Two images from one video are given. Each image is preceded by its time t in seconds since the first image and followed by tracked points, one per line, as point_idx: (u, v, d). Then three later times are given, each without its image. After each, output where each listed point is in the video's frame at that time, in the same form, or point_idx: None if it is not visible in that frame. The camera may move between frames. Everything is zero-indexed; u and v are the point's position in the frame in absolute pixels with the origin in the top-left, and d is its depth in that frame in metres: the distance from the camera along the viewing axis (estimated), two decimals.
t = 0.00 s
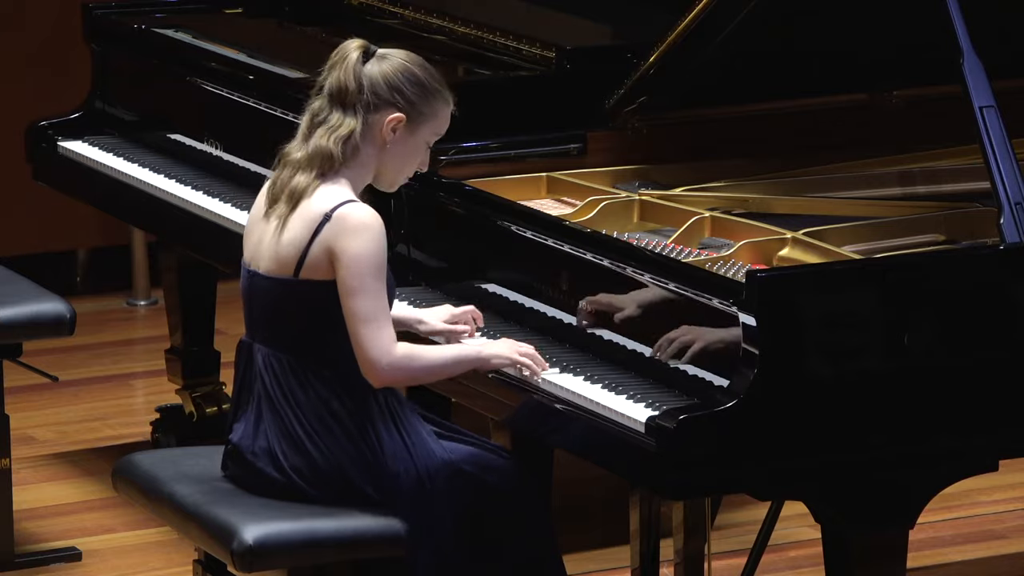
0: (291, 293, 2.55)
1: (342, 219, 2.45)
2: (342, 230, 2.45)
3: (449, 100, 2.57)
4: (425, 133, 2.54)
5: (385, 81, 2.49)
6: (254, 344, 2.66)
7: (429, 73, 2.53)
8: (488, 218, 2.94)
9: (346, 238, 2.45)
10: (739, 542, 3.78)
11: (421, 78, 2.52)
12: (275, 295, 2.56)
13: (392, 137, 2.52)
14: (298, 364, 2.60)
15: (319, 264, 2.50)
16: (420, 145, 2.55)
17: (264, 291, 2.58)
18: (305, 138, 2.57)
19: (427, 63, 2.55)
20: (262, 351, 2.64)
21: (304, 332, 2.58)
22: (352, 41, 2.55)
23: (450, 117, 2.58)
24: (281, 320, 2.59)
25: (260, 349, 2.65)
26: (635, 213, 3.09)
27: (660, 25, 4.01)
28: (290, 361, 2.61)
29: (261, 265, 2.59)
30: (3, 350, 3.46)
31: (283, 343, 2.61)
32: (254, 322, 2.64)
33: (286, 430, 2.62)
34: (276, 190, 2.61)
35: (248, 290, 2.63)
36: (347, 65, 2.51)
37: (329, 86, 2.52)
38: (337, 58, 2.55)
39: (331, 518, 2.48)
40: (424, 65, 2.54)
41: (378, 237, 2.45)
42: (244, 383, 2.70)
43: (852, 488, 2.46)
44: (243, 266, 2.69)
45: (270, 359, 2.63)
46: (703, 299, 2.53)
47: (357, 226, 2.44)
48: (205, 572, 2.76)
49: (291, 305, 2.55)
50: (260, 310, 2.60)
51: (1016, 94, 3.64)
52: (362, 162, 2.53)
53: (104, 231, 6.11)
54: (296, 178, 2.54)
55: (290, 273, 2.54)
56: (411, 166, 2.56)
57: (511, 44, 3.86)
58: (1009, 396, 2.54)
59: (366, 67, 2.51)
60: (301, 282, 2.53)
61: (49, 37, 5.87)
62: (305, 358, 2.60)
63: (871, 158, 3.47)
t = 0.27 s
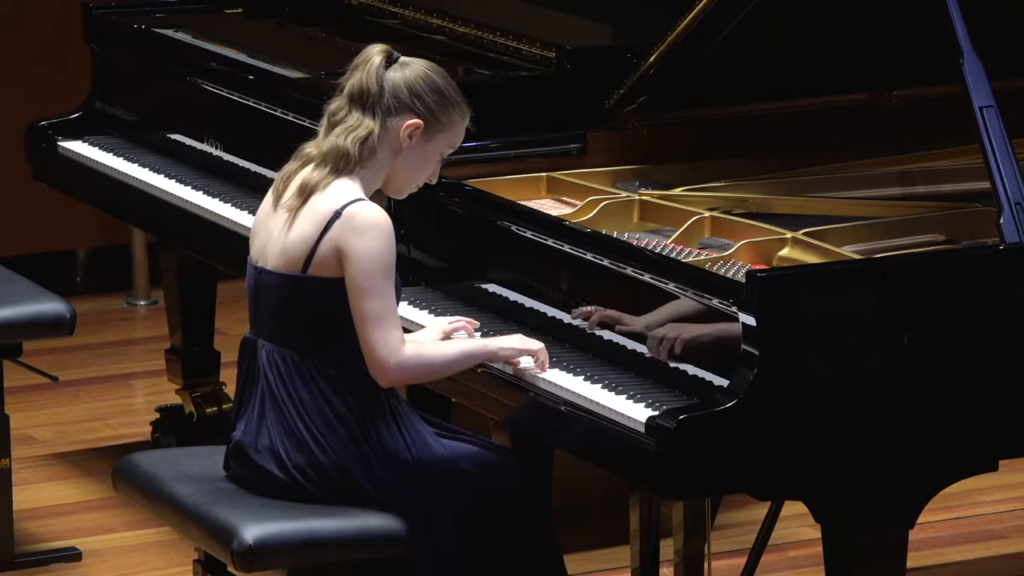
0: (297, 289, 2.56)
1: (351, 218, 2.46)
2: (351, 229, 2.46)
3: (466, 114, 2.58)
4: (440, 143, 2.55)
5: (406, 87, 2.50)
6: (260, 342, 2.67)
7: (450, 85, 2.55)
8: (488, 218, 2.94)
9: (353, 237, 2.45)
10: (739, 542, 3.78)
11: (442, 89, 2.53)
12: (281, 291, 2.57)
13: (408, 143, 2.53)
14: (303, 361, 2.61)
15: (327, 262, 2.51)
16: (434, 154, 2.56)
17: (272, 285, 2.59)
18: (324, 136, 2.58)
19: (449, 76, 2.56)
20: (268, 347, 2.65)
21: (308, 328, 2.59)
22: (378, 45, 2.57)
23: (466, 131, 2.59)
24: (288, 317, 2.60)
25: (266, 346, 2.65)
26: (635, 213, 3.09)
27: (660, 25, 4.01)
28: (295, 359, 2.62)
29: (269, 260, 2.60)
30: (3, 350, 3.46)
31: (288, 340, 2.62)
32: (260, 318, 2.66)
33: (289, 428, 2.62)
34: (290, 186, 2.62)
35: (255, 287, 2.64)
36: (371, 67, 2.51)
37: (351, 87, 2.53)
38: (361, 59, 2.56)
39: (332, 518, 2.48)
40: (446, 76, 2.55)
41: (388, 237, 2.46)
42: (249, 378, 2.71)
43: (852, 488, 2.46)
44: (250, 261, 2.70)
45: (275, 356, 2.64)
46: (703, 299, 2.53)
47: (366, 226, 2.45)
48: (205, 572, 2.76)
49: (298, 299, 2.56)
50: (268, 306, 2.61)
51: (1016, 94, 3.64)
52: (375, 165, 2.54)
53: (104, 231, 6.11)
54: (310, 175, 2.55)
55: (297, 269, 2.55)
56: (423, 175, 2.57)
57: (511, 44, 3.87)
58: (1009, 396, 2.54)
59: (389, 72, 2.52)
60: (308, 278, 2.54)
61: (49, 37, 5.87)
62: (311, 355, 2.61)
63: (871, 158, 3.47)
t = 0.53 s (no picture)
0: (302, 286, 2.57)
1: (359, 218, 2.46)
2: (359, 228, 2.46)
3: (480, 127, 2.58)
4: (452, 155, 2.56)
5: (426, 97, 2.50)
6: (264, 339, 2.67)
7: (468, 100, 2.55)
8: (488, 218, 2.94)
9: (360, 236, 2.46)
10: (739, 542, 3.78)
11: (461, 102, 2.53)
12: (286, 289, 2.58)
13: (421, 152, 2.53)
14: (306, 358, 2.62)
15: (335, 261, 2.52)
16: (444, 165, 2.56)
17: (278, 282, 2.59)
18: (340, 135, 2.58)
19: (468, 89, 2.56)
20: (271, 344, 2.66)
21: (312, 326, 2.60)
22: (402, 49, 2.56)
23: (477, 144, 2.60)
24: (290, 314, 2.60)
25: (270, 342, 2.66)
26: (635, 213, 3.09)
27: (660, 25, 4.01)
28: (298, 356, 2.62)
29: (276, 258, 2.61)
30: (3, 350, 3.46)
31: (292, 337, 2.62)
32: (265, 316, 2.66)
33: (290, 425, 2.62)
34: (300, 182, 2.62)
35: (260, 284, 2.65)
36: (393, 73, 2.51)
37: (373, 89, 2.52)
38: (384, 61, 2.55)
39: (331, 518, 2.48)
40: (466, 89, 2.55)
41: (395, 237, 2.46)
42: (251, 375, 2.72)
43: (852, 488, 2.46)
44: (255, 259, 2.70)
45: (278, 352, 2.64)
46: (703, 299, 2.53)
47: (372, 226, 2.45)
48: (205, 573, 2.76)
49: (303, 297, 2.57)
50: (272, 303, 2.62)
51: (1016, 94, 3.64)
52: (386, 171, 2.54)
53: (104, 231, 6.11)
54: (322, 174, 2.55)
55: (304, 268, 2.56)
56: (431, 183, 2.57)
57: (511, 44, 3.86)
58: (1009, 396, 2.54)
59: (412, 79, 2.51)
60: (315, 276, 2.55)
61: (49, 38, 5.87)
62: (316, 353, 2.61)
63: (871, 158, 3.47)
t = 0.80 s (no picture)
0: (304, 284, 2.57)
1: (365, 219, 2.46)
2: (363, 227, 2.46)
3: (492, 143, 2.60)
4: (461, 168, 2.56)
5: (445, 110, 2.51)
6: (265, 336, 2.68)
7: (484, 117, 2.56)
8: (488, 218, 2.95)
9: (365, 236, 2.46)
10: (739, 542, 3.78)
11: (478, 117, 2.54)
12: (289, 287, 2.58)
13: (432, 163, 2.54)
14: (308, 356, 2.62)
15: (339, 260, 2.52)
16: (452, 177, 2.57)
17: (281, 280, 2.60)
18: (354, 137, 2.58)
19: (485, 106, 2.57)
20: (273, 341, 2.65)
21: (314, 324, 2.60)
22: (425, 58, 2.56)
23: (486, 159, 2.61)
24: (293, 311, 2.61)
25: (272, 339, 2.66)
26: (635, 213, 3.09)
27: (660, 25, 4.01)
28: (300, 353, 2.62)
29: (280, 254, 2.61)
30: (3, 350, 3.46)
31: (293, 334, 2.63)
32: (268, 313, 2.66)
33: (292, 423, 2.63)
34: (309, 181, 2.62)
35: (263, 282, 2.65)
36: (415, 82, 2.51)
37: (393, 95, 2.52)
38: (406, 68, 2.55)
39: (331, 518, 2.48)
40: (483, 106, 2.56)
41: (399, 238, 2.45)
42: (251, 371, 2.71)
43: (852, 488, 2.46)
44: (260, 257, 2.70)
45: (279, 350, 2.64)
46: (703, 300, 2.54)
47: (377, 228, 2.45)
48: (205, 573, 2.76)
49: (306, 295, 2.57)
50: (274, 300, 2.62)
51: (1016, 94, 3.64)
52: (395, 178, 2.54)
53: (104, 231, 6.11)
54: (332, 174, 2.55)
55: (309, 266, 2.56)
56: (437, 193, 2.58)
57: (511, 44, 3.86)
58: (1009, 396, 2.54)
59: (433, 91, 2.52)
60: (319, 274, 2.55)
61: (49, 38, 5.87)
62: (320, 351, 2.61)
63: (871, 158, 3.47)
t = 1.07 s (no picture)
0: (310, 281, 2.57)
1: (375, 216, 2.44)
2: (372, 224, 2.45)
3: (504, 150, 2.60)
4: (472, 173, 2.56)
5: (461, 114, 2.51)
6: (273, 331, 2.67)
7: (499, 123, 2.56)
8: (488, 218, 2.94)
9: (371, 233, 2.44)
10: (739, 542, 3.78)
11: (493, 123, 2.54)
12: (297, 283, 2.58)
13: (444, 166, 2.53)
14: (316, 352, 2.62)
15: (348, 258, 2.52)
16: (463, 182, 2.57)
17: (290, 277, 2.59)
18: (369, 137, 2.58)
19: (500, 112, 2.58)
20: (280, 337, 2.65)
21: (321, 321, 2.60)
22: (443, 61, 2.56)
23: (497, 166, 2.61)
24: (299, 307, 2.61)
25: (280, 334, 2.65)
26: (634, 213, 3.09)
27: (660, 26, 4.01)
28: (308, 349, 2.62)
29: (290, 250, 2.60)
30: (3, 350, 3.46)
31: (301, 330, 2.62)
32: (275, 309, 2.66)
33: (297, 420, 2.63)
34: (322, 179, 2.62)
35: (272, 277, 2.65)
36: (432, 85, 2.51)
37: (410, 96, 2.52)
38: (424, 70, 2.56)
39: (332, 519, 2.48)
40: (498, 113, 2.56)
41: (408, 238, 2.44)
42: (258, 366, 2.71)
43: (852, 488, 2.46)
44: (269, 253, 2.70)
45: (287, 345, 2.64)
46: (703, 299, 2.53)
47: (384, 225, 2.43)
48: (205, 573, 2.76)
49: (313, 292, 2.57)
50: (281, 296, 2.62)
51: (1016, 95, 3.64)
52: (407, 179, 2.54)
53: (104, 231, 6.11)
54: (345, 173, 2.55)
55: (319, 263, 2.55)
56: (446, 196, 2.58)
57: (511, 44, 3.86)
58: (1009, 396, 2.54)
59: (450, 94, 2.52)
60: (328, 271, 2.55)
61: (49, 38, 5.87)
62: (329, 348, 2.62)
63: (871, 158, 3.47)
